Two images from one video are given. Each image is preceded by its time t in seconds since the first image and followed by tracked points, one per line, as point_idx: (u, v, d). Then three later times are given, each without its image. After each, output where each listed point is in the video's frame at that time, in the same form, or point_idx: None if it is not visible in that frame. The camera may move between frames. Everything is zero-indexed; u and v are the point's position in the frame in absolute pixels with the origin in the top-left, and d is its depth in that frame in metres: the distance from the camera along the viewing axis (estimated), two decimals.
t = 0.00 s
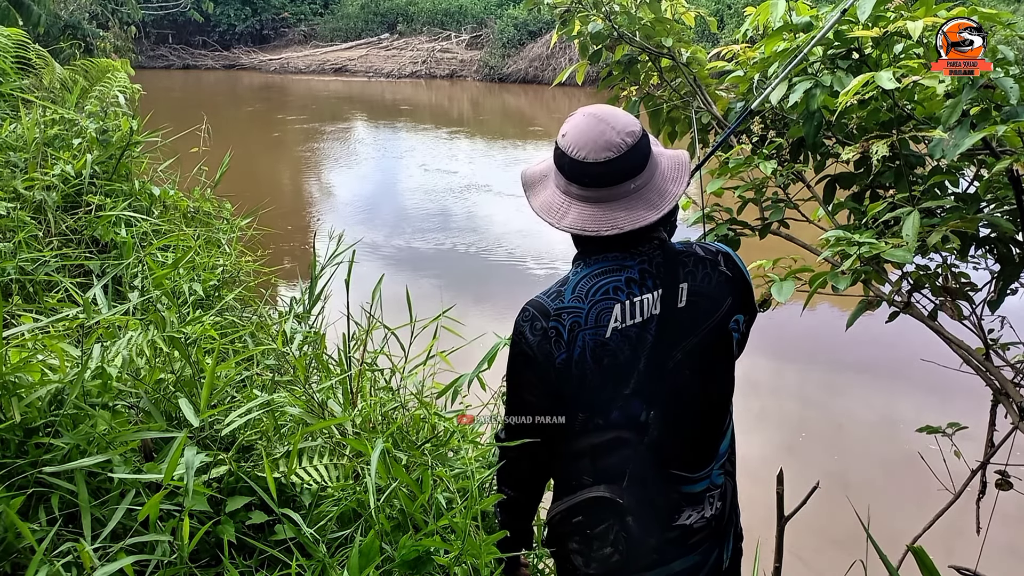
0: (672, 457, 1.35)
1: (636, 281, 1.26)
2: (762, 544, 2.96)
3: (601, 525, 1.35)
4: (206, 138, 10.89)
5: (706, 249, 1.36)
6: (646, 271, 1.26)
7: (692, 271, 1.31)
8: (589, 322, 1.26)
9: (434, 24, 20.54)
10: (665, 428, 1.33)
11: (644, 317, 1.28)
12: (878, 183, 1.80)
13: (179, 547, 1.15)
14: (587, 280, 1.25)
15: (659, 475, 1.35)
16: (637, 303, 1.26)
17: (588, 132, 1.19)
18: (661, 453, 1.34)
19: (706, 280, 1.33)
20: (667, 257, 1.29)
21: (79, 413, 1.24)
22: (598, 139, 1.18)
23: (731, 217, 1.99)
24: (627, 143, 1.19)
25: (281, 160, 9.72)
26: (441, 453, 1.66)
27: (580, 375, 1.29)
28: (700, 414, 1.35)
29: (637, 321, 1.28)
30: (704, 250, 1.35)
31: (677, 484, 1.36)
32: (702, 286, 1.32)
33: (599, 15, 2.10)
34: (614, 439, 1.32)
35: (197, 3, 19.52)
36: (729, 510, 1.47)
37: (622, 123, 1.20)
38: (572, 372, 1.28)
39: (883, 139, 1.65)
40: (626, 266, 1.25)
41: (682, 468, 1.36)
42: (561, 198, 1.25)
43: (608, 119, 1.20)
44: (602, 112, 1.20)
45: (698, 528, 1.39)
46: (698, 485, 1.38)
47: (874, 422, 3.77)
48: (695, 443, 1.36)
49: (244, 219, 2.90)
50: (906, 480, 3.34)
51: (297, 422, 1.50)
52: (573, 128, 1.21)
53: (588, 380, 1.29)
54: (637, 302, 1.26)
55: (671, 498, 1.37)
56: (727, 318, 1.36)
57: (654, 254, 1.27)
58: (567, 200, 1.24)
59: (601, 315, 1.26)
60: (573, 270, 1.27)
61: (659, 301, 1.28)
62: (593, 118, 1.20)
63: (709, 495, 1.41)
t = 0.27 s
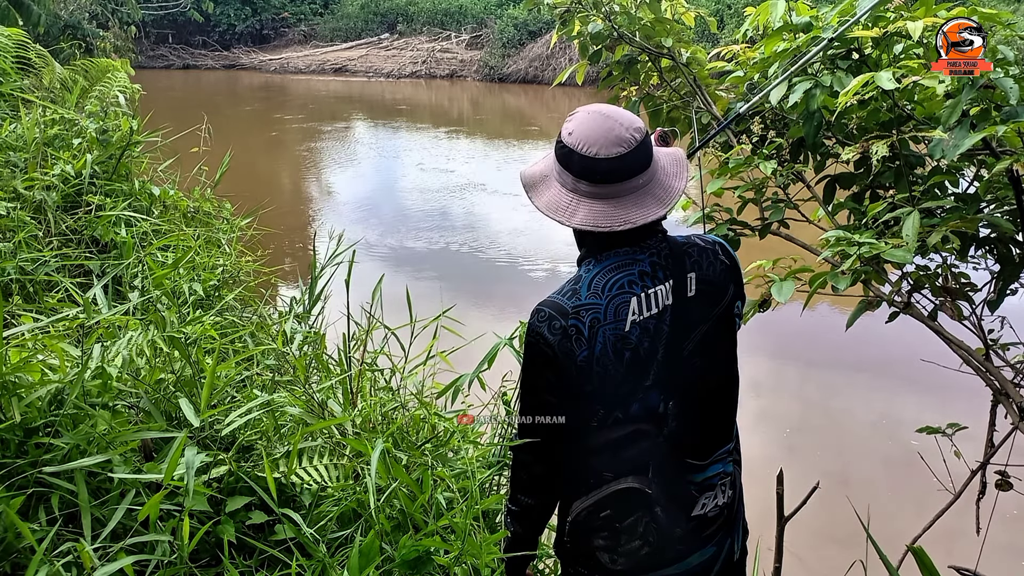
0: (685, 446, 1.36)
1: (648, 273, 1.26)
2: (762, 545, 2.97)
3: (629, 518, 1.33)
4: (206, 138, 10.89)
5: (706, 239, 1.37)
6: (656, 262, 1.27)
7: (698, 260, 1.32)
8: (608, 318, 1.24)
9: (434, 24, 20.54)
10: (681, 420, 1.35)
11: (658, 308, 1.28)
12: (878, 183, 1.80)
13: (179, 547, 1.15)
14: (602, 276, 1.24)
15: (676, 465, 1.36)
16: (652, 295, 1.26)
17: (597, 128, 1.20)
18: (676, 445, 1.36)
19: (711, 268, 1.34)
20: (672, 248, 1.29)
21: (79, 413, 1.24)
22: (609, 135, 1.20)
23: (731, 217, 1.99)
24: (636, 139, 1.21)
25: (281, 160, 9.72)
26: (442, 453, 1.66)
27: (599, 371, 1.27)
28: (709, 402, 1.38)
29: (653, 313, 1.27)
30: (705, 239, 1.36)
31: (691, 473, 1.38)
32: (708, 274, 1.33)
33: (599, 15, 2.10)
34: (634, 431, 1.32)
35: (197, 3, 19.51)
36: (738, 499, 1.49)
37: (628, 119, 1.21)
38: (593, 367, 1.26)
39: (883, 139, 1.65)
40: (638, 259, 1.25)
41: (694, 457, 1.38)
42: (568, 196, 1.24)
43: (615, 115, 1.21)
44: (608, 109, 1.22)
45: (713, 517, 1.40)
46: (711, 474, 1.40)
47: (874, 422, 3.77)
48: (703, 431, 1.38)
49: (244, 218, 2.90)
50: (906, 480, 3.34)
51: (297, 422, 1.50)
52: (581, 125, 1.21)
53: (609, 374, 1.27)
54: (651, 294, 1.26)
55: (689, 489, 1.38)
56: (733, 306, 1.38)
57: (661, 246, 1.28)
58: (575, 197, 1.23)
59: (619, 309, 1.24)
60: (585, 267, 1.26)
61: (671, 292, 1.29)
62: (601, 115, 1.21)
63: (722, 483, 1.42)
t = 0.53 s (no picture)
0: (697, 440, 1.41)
1: (660, 272, 1.28)
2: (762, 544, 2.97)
3: (658, 521, 1.34)
4: (206, 138, 10.89)
5: (700, 231, 1.41)
6: (665, 261, 1.29)
7: (700, 253, 1.36)
8: (630, 320, 1.24)
9: (434, 24, 20.53)
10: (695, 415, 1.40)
11: (672, 307, 1.31)
12: (878, 183, 1.80)
13: (179, 547, 1.15)
14: (618, 279, 1.24)
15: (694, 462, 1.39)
16: (665, 293, 1.28)
17: (604, 134, 1.20)
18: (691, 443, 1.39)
19: (711, 261, 1.39)
20: (675, 245, 1.32)
21: (79, 413, 1.24)
22: (615, 140, 1.20)
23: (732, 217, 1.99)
24: (640, 145, 1.22)
25: (281, 159, 9.72)
26: (441, 453, 1.66)
27: (623, 372, 1.27)
28: (716, 393, 1.44)
29: (668, 311, 1.30)
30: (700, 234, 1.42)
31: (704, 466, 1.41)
32: (709, 267, 1.38)
33: (599, 14, 2.10)
34: (657, 431, 1.33)
35: (197, 3, 19.52)
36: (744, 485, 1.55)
37: (633, 124, 1.22)
38: (616, 372, 1.26)
39: (883, 139, 1.65)
40: (648, 259, 1.27)
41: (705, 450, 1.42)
42: (571, 201, 1.23)
43: (621, 121, 1.22)
44: (613, 114, 1.22)
45: (729, 505, 1.45)
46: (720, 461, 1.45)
47: (874, 421, 3.77)
48: (710, 421, 1.44)
49: (244, 218, 2.89)
50: (906, 480, 3.34)
51: (297, 422, 1.50)
52: (586, 130, 1.21)
53: (631, 378, 1.28)
54: (665, 292, 1.28)
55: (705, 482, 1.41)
56: (730, 297, 1.45)
57: (666, 244, 1.31)
58: (579, 202, 1.22)
59: (639, 311, 1.25)
60: (598, 272, 1.25)
61: (681, 288, 1.32)
62: (606, 120, 1.21)
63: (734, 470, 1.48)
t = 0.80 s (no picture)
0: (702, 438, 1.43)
1: (662, 272, 1.30)
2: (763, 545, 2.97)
3: (671, 523, 1.36)
4: (206, 138, 10.90)
5: (690, 228, 1.43)
6: (664, 260, 1.31)
7: (694, 251, 1.39)
8: (637, 322, 1.26)
9: (434, 24, 20.54)
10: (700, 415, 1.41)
11: (674, 307, 1.33)
12: (878, 183, 1.80)
13: (179, 547, 1.15)
14: (623, 282, 1.25)
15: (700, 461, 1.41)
16: (667, 294, 1.30)
17: (606, 151, 1.18)
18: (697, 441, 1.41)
19: (705, 258, 1.41)
20: (673, 246, 1.34)
21: (79, 413, 1.24)
22: (617, 158, 1.19)
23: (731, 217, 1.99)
24: (641, 161, 1.21)
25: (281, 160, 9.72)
26: (441, 453, 1.66)
27: (633, 376, 1.28)
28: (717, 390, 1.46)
29: (670, 311, 1.32)
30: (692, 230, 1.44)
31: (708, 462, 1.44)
32: (704, 264, 1.40)
33: (599, 15, 2.10)
34: (667, 433, 1.34)
35: (198, 3, 19.52)
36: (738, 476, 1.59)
37: (635, 139, 1.21)
38: (627, 375, 1.27)
39: (883, 139, 1.65)
40: (650, 259, 1.28)
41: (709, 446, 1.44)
42: (568, 212, 1.23)
43: (624, 136, 1.20)
44: (617, 127, 1.20)
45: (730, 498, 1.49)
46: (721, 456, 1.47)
47: (874, 422, 3.77)
48: (713, 417, 1.45)
49: (243, 218, 2.89)
50: (906, 480, 3.34)
51: (297, 422, 1.50)
52: (588, 144, 1.19)
53: (642, 380, 1.29)
54: (667, 293, 1.30)
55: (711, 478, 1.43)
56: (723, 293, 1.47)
57: (663, 244, 1.33)
58: (576, 215, 1.23)
59: (645, 313, 1.27)
60: (602, 276, 1.25)
61: (681, 288, 1.34)
62: (610, 135, 1.19)
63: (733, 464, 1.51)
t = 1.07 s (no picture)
0: (696, 446, 1.43)
1: (654, 279, 1.29)
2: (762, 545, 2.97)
3: (657, 534, 1.36)
4: (206, 138, 10.89)
5: (688, 236, 1.42)
6: (658, 267, 1.30)
7: (691, 258, 1.38)
8: (627, 329, 1.25)
9: (434, 24, 20.54)
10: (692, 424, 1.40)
11: (667, 315, 1.32)
12: (877, 183, 1.80)
13: (179, 547, 1.15)
14: (613, 289, 1.24)
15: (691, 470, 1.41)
16: (659, 301, 1.29)
17: (600, 151, 1.19)
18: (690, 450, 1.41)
19: (702, 266, 1.40)
20: (668, 252, 1.34)
21: (79, 414, 1.24)
22: (611, 159, 1.19)
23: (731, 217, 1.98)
24: (636, 163, 1.21)
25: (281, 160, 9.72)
26: (441, 453, 1.66)
27: (623, 384, 1.27)
28: (710, 399, 1.46)
29: (662, 319, 1.30)
30: (689, 237, 1.43)
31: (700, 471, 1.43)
32: (701, 273, 1.40)
33: (599, 15, 2.10)
34: (657, 442, 1.34)
35: (197, 3, 19.52)
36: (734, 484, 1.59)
37: (631, 140, 1.21)
38: (617, 382, 1.27)
39: (883, 139, 1.65)
40: (642, 266, 1.28)
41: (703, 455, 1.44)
42: (562, 213, 1.23)
43: (620, 137, 1.20)
44: (612, 129, 1.20)
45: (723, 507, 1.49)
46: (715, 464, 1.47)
47: (874, 422, 3.77)
48: (707, 425, 1.45)
49: (244, 218, 2.89)
50: (905, 480, 3.34)
51: (297, 422, 1.50)
52: (583, 144, 1.19)
53: (633, 388, 1.28)
54: (659, 300, 1.29)
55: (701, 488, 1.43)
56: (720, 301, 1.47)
57: (659, 250, 1.32)
58: (570, 216, 1.23)
59: (635, 319, 1.26)
60: (593, 282, 1.25)
61: (675, 295, 1.33)
62: (604, 135, 1.19)
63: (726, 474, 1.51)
